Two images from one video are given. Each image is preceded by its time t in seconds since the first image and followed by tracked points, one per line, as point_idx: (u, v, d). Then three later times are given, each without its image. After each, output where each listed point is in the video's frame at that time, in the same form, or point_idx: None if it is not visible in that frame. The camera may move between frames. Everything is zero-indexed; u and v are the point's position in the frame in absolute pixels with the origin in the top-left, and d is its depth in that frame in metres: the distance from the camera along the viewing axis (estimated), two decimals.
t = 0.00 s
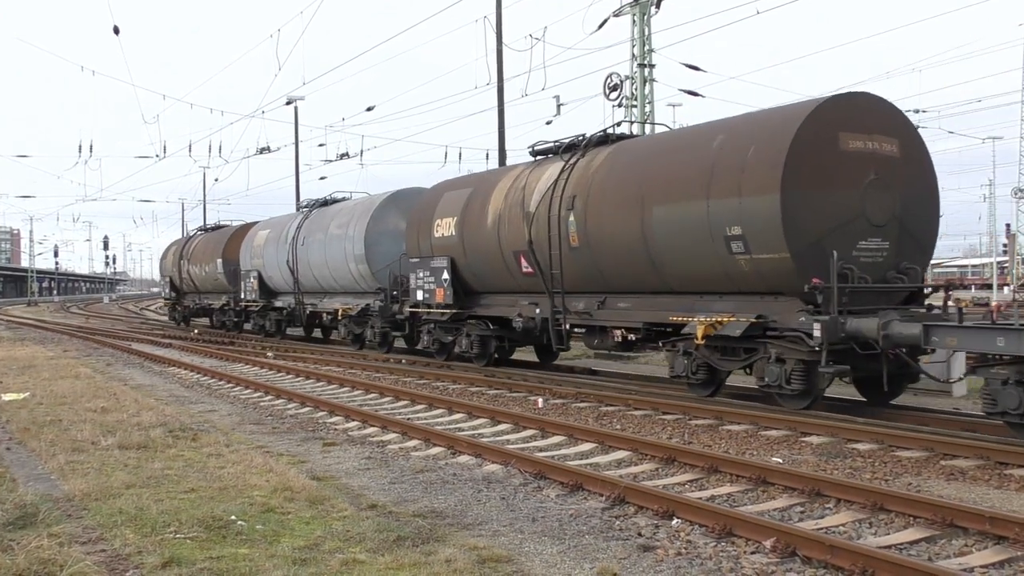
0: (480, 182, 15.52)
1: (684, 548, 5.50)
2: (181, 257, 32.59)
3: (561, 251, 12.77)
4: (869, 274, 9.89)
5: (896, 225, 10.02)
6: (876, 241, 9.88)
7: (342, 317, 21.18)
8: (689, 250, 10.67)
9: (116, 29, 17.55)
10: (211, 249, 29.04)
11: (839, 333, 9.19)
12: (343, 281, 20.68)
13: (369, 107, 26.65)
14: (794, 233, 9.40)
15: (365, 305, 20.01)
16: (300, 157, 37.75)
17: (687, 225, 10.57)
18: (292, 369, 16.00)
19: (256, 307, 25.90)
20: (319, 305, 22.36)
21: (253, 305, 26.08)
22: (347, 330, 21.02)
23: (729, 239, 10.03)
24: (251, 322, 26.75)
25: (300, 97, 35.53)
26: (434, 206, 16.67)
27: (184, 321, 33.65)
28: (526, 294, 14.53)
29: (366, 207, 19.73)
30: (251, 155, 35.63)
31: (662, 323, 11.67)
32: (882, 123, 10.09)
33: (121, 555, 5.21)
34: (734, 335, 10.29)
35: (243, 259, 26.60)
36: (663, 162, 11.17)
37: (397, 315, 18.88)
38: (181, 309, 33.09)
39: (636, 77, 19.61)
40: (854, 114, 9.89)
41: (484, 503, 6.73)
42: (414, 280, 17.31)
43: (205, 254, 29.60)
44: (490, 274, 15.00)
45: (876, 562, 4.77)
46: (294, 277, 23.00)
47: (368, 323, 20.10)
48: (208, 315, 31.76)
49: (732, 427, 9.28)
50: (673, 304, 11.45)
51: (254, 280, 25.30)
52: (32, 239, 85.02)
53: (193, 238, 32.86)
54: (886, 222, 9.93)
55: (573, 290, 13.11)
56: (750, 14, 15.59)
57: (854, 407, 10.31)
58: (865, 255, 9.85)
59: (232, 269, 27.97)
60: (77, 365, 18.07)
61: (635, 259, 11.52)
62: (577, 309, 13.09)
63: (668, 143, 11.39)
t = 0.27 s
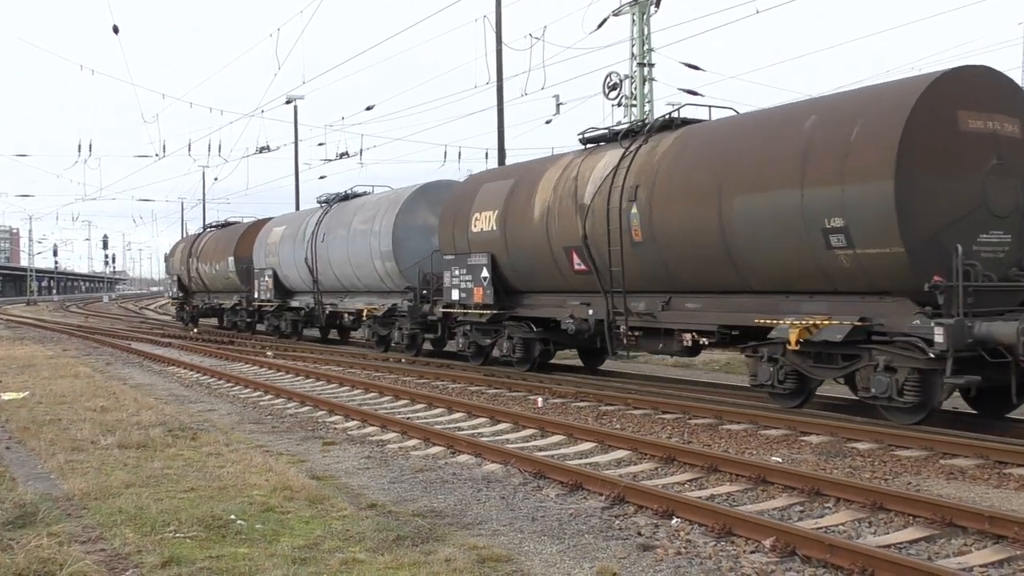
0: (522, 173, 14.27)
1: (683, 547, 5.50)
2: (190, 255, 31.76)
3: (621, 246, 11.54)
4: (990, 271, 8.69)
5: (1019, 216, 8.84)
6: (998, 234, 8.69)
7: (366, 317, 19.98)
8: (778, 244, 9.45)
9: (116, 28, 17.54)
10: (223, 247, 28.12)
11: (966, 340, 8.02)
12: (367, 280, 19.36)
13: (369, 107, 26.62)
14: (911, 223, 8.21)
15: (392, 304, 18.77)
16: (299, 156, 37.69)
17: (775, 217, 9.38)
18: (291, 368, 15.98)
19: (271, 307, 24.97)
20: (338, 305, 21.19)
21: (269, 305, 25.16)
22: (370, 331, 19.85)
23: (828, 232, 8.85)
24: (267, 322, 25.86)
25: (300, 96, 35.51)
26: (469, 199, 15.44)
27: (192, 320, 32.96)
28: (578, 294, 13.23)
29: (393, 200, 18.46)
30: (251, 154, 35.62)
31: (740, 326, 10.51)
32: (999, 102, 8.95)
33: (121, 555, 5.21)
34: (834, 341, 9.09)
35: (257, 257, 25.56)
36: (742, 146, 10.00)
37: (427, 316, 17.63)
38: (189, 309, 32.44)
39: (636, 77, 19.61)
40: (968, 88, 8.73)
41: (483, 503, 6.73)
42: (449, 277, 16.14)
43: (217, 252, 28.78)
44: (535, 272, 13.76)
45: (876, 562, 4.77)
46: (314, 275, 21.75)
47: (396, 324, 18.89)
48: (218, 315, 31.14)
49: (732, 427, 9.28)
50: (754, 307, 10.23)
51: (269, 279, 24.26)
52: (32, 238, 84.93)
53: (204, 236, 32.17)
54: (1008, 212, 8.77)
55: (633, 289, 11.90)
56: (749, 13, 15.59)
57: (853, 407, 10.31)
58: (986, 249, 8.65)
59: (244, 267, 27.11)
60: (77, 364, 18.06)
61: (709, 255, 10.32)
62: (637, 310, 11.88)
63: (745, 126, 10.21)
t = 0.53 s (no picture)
0: (570, 164, 13.13)
1: (683, 547, 5.50)
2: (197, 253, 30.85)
3: (690, 243, 10.41)
4: None
5: None
6: None
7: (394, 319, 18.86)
8: (882, 238, 8.33)
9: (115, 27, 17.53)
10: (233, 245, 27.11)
11: None
12: (394, 279, 18.20)
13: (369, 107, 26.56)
14: None
15: (421, 306, 17.61)
16: (299, 155, 37.64)
17: (878, 210, 8.29)
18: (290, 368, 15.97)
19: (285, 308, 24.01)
20: (359, 305, 20.07)
21: (283, 306, 24.15)
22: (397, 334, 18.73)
23: (944, 224, 7.79)
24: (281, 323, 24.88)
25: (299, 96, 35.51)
26: (509, 193, 14.30)
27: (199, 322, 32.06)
28: (635, 294, 12.06)
29: (422, 194, 17.30)
30: (251, 154, 35.59)
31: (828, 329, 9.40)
32: None
33: (121, 554, 5.21)
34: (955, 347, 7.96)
35: (273, 255, 24.48)
36: (831, 131, 8.91)
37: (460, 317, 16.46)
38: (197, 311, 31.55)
39: (636, 76, 19.61)
40: None
41: (483, 502, 6.73)
42: (485, 275, 15.00)
43: (226, 250, 27.78)
44: (585, 271, 12.65)
45: (875, 562, 4.77)
46: (336, 273, 20.59)
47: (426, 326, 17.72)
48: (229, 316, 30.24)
49: (731, 426, 9.27)
50: (846, 308, 9.14)
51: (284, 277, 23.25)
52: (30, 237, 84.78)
53: (212, 234, 31.19)
54: None
55: (701, 289, 10.76)
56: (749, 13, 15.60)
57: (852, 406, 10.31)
58: None
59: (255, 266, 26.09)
60: (76, 364, 18.04)
61: (795, 252, 9.23)
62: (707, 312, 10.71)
63: (833, 108, 9.10)
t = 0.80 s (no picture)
0: (626, 154, 12.11)
1: (682, 546, 5.51)
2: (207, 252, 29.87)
3: (772, 236, 9.43)
4: None
5: None
6: None
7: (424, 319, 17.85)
8: (1007, 231, 7.35)
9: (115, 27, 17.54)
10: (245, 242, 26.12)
11: None
12: (423, 278, 17.16)
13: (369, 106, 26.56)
14: None
15: (455, 306, 16.61)
16: (298, 155, 37.61)
17: (997, 198, 7.35)
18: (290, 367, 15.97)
19: (302, 308, 23.03)
20: (384, 305, 19.01)
21: (300, 306, 23.18)
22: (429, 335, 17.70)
23: None
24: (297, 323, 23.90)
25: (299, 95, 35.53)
26: (556, 185, 13.30)
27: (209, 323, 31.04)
28: (702, 295, 11.08)
29: (454, 187, 16.26)
30: (250, 153, 35.58)
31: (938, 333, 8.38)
32: None
33: (120, 554, 5.22)
34: None
35: (289, 252, 23.43)
36: (937, 113, 7.96)
37: (497, 318, 15.48)
38: (207, 310, 30.62)
39: (635, 76, 19.61)
40: None
41: (482, 502, 6.74)
42: (528, 274, 14.01)
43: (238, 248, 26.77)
44: (645, 268, 11.65)
45: (874, 561, 4.78)
46: (359, 272, 19.48)
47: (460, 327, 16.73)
48: (240, 316, 29.29)
49: (730, 426, 9.27)
50: (954, 309, 8.18)
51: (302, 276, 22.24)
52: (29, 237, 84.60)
53: (222, 231, 30.16)
54: None
55: (785, 289, 9.76)
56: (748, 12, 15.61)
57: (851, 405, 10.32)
58: None
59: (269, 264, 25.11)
60: (75, 364, 18.03)
61: (896, 244, 8.27)
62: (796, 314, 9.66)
63: (944, 85, 8.11)
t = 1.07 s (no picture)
0: (697, 136, 10.83)
1: (680, 545, 5.51)
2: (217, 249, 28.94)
3: (882, 227, 8.20)
4: None
5: None
6: None
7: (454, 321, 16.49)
8: None
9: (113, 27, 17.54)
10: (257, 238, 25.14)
11: None
12: (457, 276, 15.87)
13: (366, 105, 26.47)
14: None
15: (491, 305, 15.33)
16: (296, 154, 37.56)
17: None
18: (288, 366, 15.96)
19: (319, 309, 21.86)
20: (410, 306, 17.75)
21: (317, 306, 21.99)
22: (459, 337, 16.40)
23: None
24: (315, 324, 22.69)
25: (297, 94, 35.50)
26: (612, 173, 11.93)
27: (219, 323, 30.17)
28: (788, 295, 9.83)
29: (492, 178, 15.02)
30: (248, 152, 35.54)
31: None
32: None
33: (118, 553, 5.22)
34: None
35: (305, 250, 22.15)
36: None
37: (542, 320, 14.15)
38: (218, 310, 29.59)
39: (634, 76, 19.61)
40: None
41: (480, 501, 6.74)
42: (581, 271, 12.62)
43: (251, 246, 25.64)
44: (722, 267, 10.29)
45: (872, 560, 4.78)
46: (383, 270, 18.14)
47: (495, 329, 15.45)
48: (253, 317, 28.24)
49: (728, 425, 9.27)
50: None
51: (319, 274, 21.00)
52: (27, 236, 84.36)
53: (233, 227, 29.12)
54: None
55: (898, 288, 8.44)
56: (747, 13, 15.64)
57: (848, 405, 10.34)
58: None
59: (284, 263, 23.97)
60: (73, 363, 18.00)
61: None
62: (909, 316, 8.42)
63: None
